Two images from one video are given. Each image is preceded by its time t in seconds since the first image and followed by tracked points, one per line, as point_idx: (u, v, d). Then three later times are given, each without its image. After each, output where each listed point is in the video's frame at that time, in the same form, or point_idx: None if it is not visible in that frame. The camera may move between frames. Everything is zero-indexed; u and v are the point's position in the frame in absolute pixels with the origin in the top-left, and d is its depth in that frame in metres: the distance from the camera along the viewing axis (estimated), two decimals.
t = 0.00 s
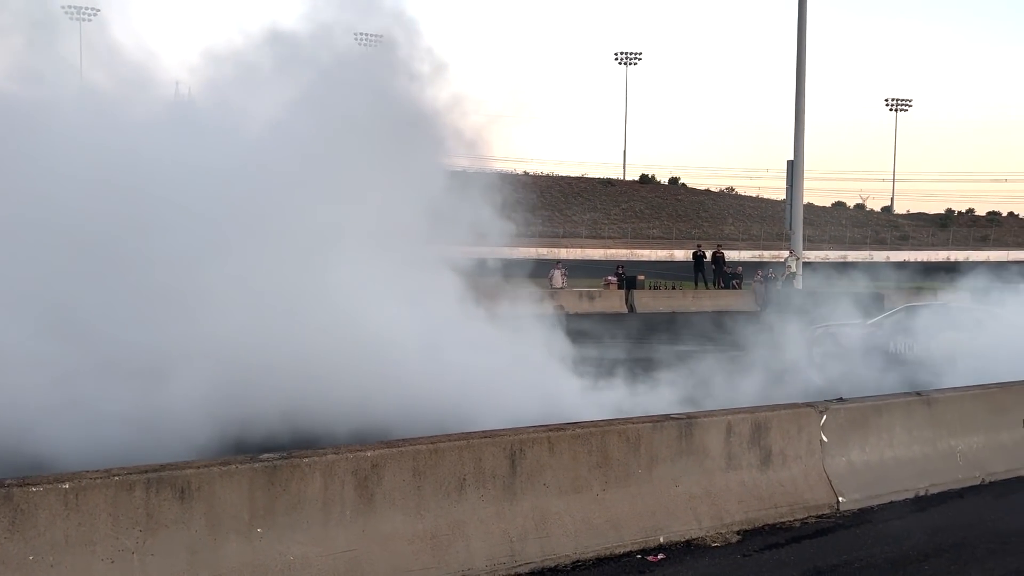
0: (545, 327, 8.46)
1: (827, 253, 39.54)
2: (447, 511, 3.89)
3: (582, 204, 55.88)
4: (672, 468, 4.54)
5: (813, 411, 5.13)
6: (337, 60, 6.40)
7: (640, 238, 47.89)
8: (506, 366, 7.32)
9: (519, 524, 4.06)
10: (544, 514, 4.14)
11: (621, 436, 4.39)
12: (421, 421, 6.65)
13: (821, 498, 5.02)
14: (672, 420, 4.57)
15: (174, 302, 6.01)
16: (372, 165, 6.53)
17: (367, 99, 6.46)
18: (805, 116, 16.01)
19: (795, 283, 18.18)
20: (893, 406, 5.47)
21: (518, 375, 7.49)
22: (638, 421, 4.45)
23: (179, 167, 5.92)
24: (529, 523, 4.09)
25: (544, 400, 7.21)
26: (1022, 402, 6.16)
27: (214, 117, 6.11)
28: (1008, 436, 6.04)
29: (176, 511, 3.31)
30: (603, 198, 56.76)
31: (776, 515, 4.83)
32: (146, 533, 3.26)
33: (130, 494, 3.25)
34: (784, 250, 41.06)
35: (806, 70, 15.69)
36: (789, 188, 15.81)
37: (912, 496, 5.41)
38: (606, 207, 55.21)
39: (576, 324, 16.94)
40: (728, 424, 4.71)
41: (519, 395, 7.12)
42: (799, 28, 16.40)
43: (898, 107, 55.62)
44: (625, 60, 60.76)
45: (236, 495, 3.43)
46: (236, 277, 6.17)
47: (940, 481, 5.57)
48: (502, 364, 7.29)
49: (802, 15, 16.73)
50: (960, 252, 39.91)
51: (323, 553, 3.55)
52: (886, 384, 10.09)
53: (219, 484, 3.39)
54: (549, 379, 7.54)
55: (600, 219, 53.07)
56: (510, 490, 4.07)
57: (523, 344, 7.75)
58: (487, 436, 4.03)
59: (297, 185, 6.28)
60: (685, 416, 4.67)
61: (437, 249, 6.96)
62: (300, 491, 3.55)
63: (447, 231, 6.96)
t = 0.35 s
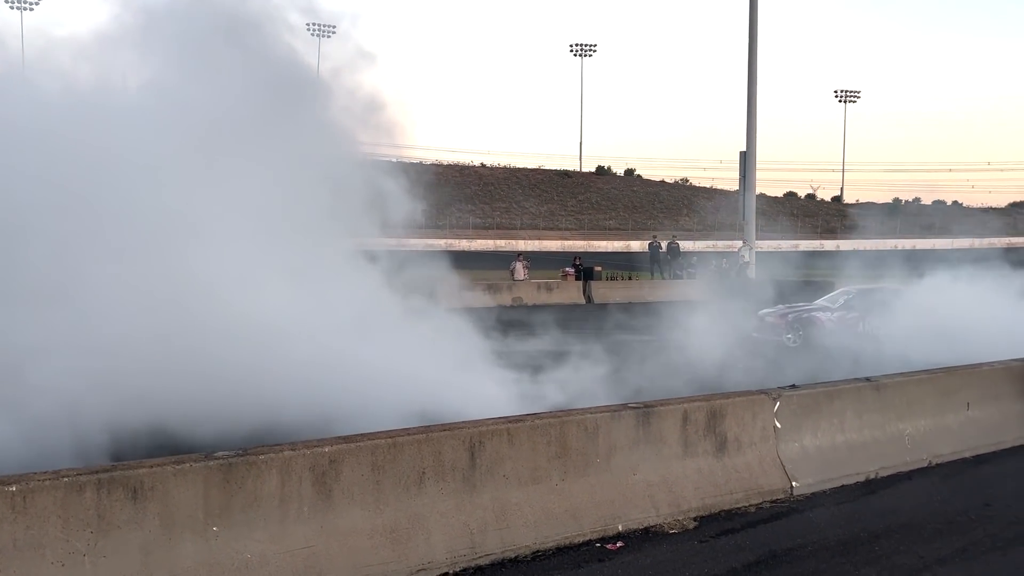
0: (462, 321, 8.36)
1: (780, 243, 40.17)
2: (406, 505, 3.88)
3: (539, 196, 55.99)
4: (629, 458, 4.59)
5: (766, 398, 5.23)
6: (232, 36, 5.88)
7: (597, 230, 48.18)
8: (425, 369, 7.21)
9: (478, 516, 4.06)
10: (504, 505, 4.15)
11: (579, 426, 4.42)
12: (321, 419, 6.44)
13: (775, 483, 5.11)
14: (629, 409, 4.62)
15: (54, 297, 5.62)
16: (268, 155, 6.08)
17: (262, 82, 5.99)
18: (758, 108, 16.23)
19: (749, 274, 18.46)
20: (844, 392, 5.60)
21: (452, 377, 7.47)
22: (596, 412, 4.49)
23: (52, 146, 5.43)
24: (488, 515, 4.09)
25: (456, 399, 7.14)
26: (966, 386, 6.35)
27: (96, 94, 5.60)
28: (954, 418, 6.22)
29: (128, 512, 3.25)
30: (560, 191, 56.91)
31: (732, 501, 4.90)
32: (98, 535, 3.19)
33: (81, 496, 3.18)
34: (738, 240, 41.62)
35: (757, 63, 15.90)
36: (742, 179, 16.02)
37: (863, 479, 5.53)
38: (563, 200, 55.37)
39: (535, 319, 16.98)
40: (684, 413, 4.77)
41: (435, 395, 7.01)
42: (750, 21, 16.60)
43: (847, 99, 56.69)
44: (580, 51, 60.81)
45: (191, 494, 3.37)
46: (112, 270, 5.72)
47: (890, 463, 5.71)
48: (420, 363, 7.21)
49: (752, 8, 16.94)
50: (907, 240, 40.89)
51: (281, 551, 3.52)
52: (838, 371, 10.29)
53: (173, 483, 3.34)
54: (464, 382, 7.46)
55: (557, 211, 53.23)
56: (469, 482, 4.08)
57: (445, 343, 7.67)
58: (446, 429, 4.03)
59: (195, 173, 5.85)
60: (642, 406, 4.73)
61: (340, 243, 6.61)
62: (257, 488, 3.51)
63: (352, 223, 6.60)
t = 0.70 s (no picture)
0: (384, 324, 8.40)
1: (744, 237, 40.63)
2: (374, 500, 3.86)
3: (506, 191, 55.99)
4: (597, 450, 4.62)
5: (732, 389, 5.29)
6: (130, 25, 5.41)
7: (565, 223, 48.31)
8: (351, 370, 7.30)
9: (447, 511, 4.06)
10: (473, 499, 4.15)
11: (547, 419, 4.44)
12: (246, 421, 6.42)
13: (740, 473, 5.17)
14: (597, 402, 4.66)
15: None
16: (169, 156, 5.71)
17: (163, 78, 5.58)
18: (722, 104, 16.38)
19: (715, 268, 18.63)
20: (807, 382, 5.69)
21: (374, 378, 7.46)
22: (564, 405, 4.51)
23: None
24: (457, 509, 4.09)
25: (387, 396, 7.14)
26: (925, 375, 6.49)
27: None
28: (913, 407, 6.35)
29: (90, 512, 3.19)
30: (526, 186, 56.96)
31: (698, 492, 4.95)
32: (60, 535, 3.13)
33: (41, 496, 3.11)
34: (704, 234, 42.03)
35: (722, 57, 16.01)
36: (707, 174, 16.15)
37: (826, 468, 5.62)
38: (530, 194, 55.43)
39: (502, 314, 17.01)
40: (650, 405, 4.83)
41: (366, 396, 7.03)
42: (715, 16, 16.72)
43: (809, 92, 57.35)
44: (545, 44, 60.82)
45: (156, 492, 3.33)
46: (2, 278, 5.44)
47: (853, 452, 5.80)
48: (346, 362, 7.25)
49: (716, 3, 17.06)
50: (868, 233, 41.59)
51: (248, 549, 3.48)
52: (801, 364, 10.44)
53: (137, 481, 3.29)
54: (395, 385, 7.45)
55: (524, 205, 53.29)
56: (438, 477, 4.07)
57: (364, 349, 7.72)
58: (414, 424, 4.02)
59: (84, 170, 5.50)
60: (610, 398, 4.77)
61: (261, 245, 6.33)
62: (223, 486, 3.48)
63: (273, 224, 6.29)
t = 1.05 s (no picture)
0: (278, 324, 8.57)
1: (714, 232, 40.95)
2: (345, 496, 3.84)
3: (477, 185, 55.89)
4: (568, 444, 4.63)
5: (702, 382, 5.34)
6: None
7: (536, 218, 48.36)
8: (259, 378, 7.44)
9: (419, 505, 4.04)
10: (444, 494, 4.14)
11: (519, 413, 4.45)
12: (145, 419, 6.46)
13: (711, 466, 5.21)
14: (568, 396, 4.67)
15: None
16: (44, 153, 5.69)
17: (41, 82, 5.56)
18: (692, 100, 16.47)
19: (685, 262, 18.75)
20: (776, 375, 5.75)
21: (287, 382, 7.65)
22: (535, 399, 4.52)
23: None
24: (428, 505, 4.08)
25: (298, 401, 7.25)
26: (892, 368, 6.59)
27: None
28: (880, 399, 6.44)
29: (53, 511, 3.12)
30: (498, 181, 56.92)
31: (669, 484, 4.98)
32: (21, 535, 3.05)
33: (2, 495, 3.02)
34: (674, 229, 42.32)
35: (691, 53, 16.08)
36: (677, 168, 16.23)
37: (795, 460, 5.68)
38: (502, 188, 55.39)
39: (474, 310, 16.98)
40: (621, 398, 4.85)
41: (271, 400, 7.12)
42: (684, 11, 16.79)
43: (778, 88, 57.93)
44: (516, 38, 60.68)
45: (121, 490, 3.27)
46: None
47: (821, 444, 5.87)
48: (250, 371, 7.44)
49: None
50: (835, 228, 42.13)
51: (216, 547, 3.44)
52: (770, 357, 10.55)
53: (101, 479, 3.23)
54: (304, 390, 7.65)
55: (495, 199, 53.25)
56: (409, 472, 4.06)
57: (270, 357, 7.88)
58: (386, 419, 4.00)
59: None
60: (581, 392, 4.78)
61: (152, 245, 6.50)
62: (191, 483, 3.43)
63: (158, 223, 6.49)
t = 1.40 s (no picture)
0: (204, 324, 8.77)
1: (694, 229, 41.17)
2: (325, 495, 3.82)
3: (458, 182, 55.82)
4: (548, 442, 4.63)
5: (681, 379, 5.37)
6: None
7: (517, 215, 48.40)
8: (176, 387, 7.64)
9: (399, 505, 4.03)
10: (425, 493, 4.13)
11: (499, 412, 4.45)
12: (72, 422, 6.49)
13: (690, 463, 5.24)
14: (549, 394, 4.68)
15: None
16: None
17: None
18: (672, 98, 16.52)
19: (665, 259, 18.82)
20: (754, 372, 5.78)
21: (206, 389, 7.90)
22: (516, 398, 4.52)
23: None
24: (408, 504, 4.06)
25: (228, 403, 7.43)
26: (869, 365, 6.65)
27: None
28: (857, 396, 6.50)
29: (26, 513, 3.07)
30: (479, 178, 56.83)
31: (649, 482, 5.00)
32: None
33: None
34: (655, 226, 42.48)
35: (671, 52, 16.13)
36: (657, 166, 16.28)
37: (773, 456, 5.71)
38: (483, 185, 55.35)
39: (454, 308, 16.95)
40: (602, 396, 4.86)
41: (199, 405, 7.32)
42: (665, 8, 16.82)
43: (758, 86, 58.29)
44: (496, 35, 60.57)
45: (96, 491, 3.23)
46: None
47: (799, 441, 5.91)
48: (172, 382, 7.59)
49: None
50: (813, 226, 42.49)
51: (194, 548, 3.41)
52: (751, 354, 10.62)
53: (76, 481, 3.19)
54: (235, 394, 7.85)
55: (476, 197, 53.18)
56: (390, 471, 4.04)
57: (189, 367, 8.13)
58: (365, 419, 3.98)
59: None
60: (561, 390, 4.79)
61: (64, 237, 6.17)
62: (167, 484, 3.40)
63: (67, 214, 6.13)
